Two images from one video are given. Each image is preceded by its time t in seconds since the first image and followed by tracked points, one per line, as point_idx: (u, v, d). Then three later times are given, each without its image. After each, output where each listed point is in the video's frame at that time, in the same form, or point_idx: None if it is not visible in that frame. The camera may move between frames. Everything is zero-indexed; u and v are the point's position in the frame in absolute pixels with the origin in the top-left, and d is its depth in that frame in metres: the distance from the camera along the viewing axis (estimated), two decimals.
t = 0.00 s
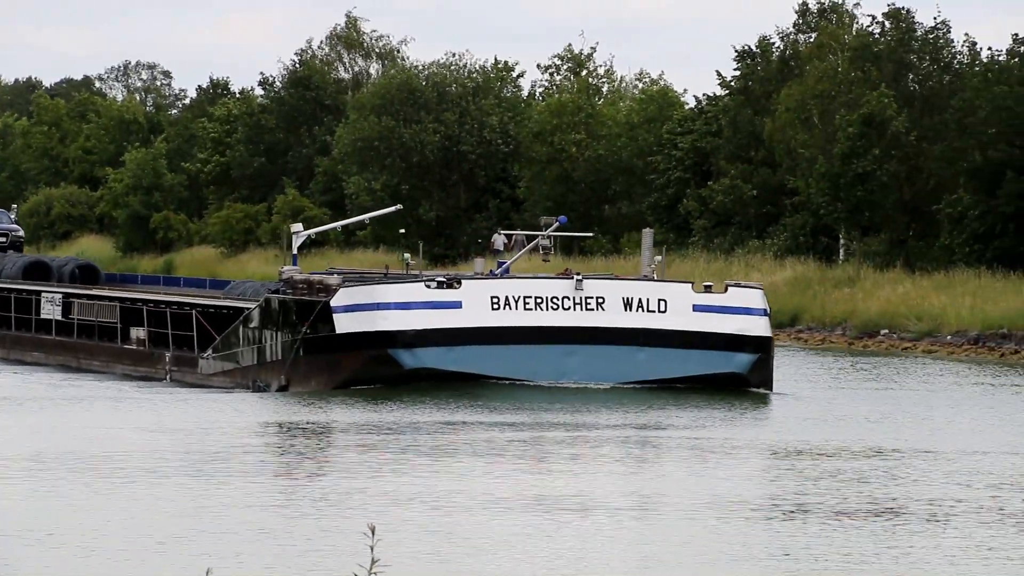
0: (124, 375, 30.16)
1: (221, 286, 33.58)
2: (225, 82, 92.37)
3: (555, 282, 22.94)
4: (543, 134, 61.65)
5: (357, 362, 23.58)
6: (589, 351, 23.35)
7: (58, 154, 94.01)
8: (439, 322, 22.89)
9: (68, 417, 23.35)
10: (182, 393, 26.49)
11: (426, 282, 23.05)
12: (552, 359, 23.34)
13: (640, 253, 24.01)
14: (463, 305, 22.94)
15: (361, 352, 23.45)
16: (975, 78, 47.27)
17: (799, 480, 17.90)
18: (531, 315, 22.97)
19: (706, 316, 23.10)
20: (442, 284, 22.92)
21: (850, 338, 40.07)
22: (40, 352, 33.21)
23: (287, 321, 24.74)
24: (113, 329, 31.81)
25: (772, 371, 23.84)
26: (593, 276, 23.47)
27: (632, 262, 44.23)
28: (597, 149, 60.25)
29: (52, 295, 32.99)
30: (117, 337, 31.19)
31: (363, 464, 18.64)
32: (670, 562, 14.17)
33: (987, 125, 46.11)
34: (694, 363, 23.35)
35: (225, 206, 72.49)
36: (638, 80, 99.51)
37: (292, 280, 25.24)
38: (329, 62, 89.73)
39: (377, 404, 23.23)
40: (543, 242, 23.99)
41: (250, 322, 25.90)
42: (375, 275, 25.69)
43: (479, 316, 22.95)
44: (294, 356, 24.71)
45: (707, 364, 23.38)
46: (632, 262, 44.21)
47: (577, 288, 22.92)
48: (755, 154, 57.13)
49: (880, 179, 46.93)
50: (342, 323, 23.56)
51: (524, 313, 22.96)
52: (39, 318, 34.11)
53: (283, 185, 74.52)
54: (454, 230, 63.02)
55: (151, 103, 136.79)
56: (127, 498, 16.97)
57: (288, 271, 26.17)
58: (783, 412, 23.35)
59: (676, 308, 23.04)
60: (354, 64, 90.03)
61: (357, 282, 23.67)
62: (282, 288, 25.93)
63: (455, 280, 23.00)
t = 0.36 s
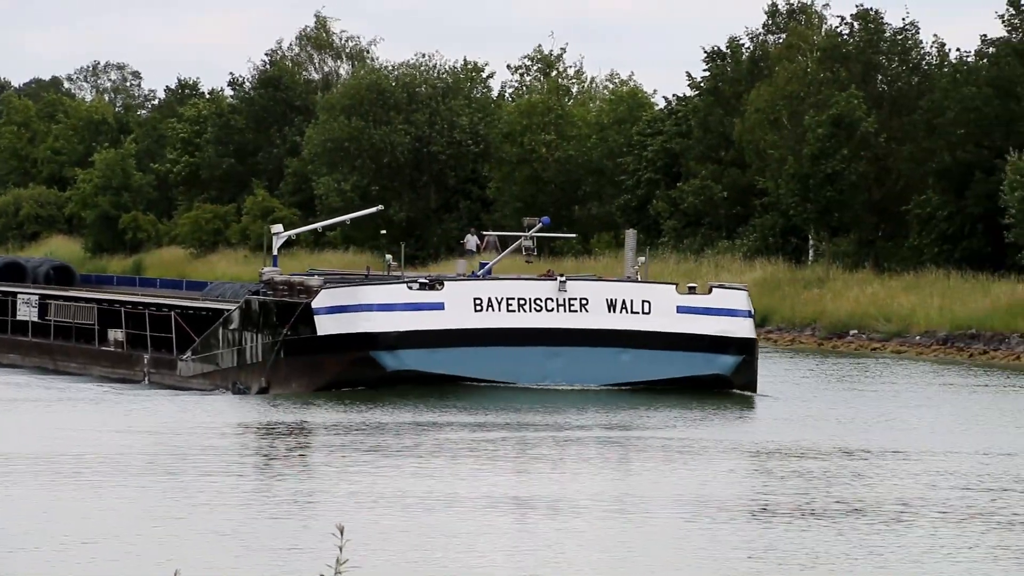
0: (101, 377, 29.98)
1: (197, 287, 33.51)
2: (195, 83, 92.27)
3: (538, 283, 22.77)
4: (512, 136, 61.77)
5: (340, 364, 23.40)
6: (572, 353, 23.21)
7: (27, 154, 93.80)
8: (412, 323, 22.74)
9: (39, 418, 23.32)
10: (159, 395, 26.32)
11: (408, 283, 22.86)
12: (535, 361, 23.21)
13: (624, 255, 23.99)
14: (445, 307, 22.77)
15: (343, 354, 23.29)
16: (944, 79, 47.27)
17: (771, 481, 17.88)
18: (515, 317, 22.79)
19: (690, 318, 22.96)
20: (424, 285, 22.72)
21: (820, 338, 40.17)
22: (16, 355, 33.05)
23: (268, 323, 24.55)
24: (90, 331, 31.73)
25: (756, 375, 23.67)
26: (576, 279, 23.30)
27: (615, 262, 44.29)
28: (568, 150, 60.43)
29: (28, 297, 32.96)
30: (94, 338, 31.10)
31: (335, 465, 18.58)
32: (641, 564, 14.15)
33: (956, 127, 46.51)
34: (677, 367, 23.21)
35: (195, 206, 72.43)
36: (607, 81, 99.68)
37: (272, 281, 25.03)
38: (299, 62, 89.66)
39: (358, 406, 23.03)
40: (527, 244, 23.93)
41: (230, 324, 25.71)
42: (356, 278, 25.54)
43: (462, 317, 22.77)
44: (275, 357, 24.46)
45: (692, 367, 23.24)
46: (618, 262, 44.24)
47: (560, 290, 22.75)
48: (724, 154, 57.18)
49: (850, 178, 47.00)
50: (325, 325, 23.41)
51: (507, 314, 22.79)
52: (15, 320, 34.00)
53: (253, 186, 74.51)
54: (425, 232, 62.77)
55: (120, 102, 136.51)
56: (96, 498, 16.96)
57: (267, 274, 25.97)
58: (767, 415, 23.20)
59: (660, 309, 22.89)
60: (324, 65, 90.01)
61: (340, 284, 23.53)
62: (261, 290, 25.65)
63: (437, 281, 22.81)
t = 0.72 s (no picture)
0: (78, 378, 29.80)
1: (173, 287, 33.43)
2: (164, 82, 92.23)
3: (522, 284, 22.53)
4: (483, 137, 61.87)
5: (322, 366, 23.16)
6: (555, 354, 22.93)
7: None
8: (386, 325, 22.60)
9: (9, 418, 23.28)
10: (138, 396, 26.13)
11: (390, 284, 22.62)
12: (519, 363, 22.96)
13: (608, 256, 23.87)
14: (428, 308, 22.55)
15: (325, 356, 23.06)
16: (914, 79, 47.36)
17: (745, 482, 17.78)
18: (498, 318, 22.57)
19: (674, 319, 22.71)
20: (407, 286, 22.51)
21: (789, 338, 40.15)
22: None
23: (249, 323, 24.25)
24: (68, 331, 31.59)
25: (742, 376, 23.37)
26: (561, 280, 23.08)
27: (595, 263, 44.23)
28: (538, 150, 60.36)
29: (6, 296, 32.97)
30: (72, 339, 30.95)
31: (308, 466, 18.47)
32: (616, 565, 14.10)
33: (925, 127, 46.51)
34: (662, 368, 22.92)
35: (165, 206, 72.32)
36: (578, 81, 99.84)
37: (254, 282, 24.76)
38: (269, 62, 89.62)
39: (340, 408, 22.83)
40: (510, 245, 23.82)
41: (210, 325, 25.42)
42: (339, 279, 25.27)
43: (444, 319, 22.55)
44: (256, 358, 24.19)
45: (677, 368, 22.95)
46: (601, 263, 44.17)
47: (544, 290, 22.52)
48: (694, 154, 57.28)
49: (819, 179, 47.10)
50: (307, 326, 23.11)
51: (491, 314, 22.57)
52: None
53: (223, 185, 74.45)
54: (394, 232, 63.07)
55: (88, 102, 136.23)
56: (65, 497, 16.94)
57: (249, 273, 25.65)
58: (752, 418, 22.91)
59: (644, 309, 22.62)
60: (294, 64, 89.97)
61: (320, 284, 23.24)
62: (241, 291, 25.32)
63: (420, 282, 22.60)
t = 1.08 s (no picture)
0: (56, 378, 29.72)
1: (148, 287, 33.30)
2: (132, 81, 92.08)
3: (505, 283, 22.17)
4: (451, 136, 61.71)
5: (302, 367, 22.74)
6: (539, 355, 22.50)
7: None
8: (365, 325, 22.21)
9: None
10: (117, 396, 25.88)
11: (371, 284, 22.22)
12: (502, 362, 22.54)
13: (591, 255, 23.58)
14: (410, 308, 22.13)
15: (307, 357, 22.61)
16: (883, 78, 47.30)
17: (722, 484, 17.63)
18: (480, 318, 22.18)
19: (658, 319, 22.48)
20: (389, 285, 22.11)
21: (758, 338, 40.18)
22: None
23: (229, 323, 23.88)
24: (45, 331, 31.50)
25: (726, 376, 23.15)
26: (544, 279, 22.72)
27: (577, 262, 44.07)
28: (508, 149, 60.64)
29: None
30: (49, 340, 30.88)
31: (286, 468, 18.30)
32: (592, 565, 14.06)
33: (893, 126, 46.71)
34: (645, 369, 22.66)
35: (134, 205, 72.13)
36: (547, 81, 99.95)
37: (234, 282, 24.43)
38: (238, 61, 89.49)
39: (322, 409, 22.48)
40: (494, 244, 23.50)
41: (190, 325, 25.08)
42: (320, 279, 24.94)
43: (427, 319, 22.14)
44: (236, 359, 23.81)
45: (661, 368, 22.71)
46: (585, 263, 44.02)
47: (527, 290, 22.16)
48: (663, 154, 57.35)
49: (789, 178, 47.08)
50: (289, 326, 22.73)
51: (473, 315, 22.18)
52: None
53: (192, 184, 74.31)
54: (363, 231, 63.21)
55: (56, 102, 135.94)
56: (37, 498, 16.87)
57: (231, 275, 25.38)
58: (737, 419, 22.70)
59: (629, 309, 22.36)
60: (263, 63, 89.85)
61: (301, 284, 22.88)
62: (222, 291, 25.03)
63: (403, 281, 22.19)
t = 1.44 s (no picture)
0: (33, 378, 29.63)
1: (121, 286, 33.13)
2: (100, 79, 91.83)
3: (488, 283, 22.15)
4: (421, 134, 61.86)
5: (283, 368, 22.68)
6: (521, 355, 22.51)
7: None
8: (348, 325, 22.10)
9: None
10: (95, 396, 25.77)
11: (354, 283, 22.17)
12: (485, 362, 22.53)
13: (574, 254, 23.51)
14: (393, 307, 22.08)
15: (288, 357, 22.56)
16: (850, 79, 47.36)
17: (704, 482, 17.61)
18: (464, 318, 22.15)
19: (644, 319, 22.47)
20: (371, 285, 22.05)
21: (727, 336, 40.23)
22: None
23: (210, 323, 23.89)
24: (23, 331, 31.41)
25: (711, 377, 23.14)
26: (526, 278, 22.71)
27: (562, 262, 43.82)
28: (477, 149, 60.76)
29: None
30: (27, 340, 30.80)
31: (267, 467, 18.23)
32: (569, 564, 14.03)
33: (861, 126, 46.55)
34: (630, 369, 22.62)
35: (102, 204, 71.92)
36: (515, 79, 99.93)
37: (215, 282, 24.40)
38: (206, 61, 89.31)
39: (306, 410, 22.39)
40: (477, 243, 23.42)
41: (170, 325, 25.07)
42: (300, 278, 24.80)
43: (411, 318, 22.08)
44: (217, 359, 23.82)
45: (646, 368, 22.66)
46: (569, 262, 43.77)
47: (511, 290, 22.14)
48: (633, 153, 57.46)
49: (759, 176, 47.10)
50: (271, 326, 22.62)
51: (457, 315, 22.15)
52: None
53: (160, 183, 74.15)
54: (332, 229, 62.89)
55: (24, 100, 135.59)
56: (9, 497, 16.81)
57: (210, 274, 25.32)
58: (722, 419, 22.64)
59: (614, 310, 22.37)
60: (232, 62, 89.66)
61: (282, 284, 22.83)
62: (202, 289, 25.01)
63: (386, 281, 22.14)
